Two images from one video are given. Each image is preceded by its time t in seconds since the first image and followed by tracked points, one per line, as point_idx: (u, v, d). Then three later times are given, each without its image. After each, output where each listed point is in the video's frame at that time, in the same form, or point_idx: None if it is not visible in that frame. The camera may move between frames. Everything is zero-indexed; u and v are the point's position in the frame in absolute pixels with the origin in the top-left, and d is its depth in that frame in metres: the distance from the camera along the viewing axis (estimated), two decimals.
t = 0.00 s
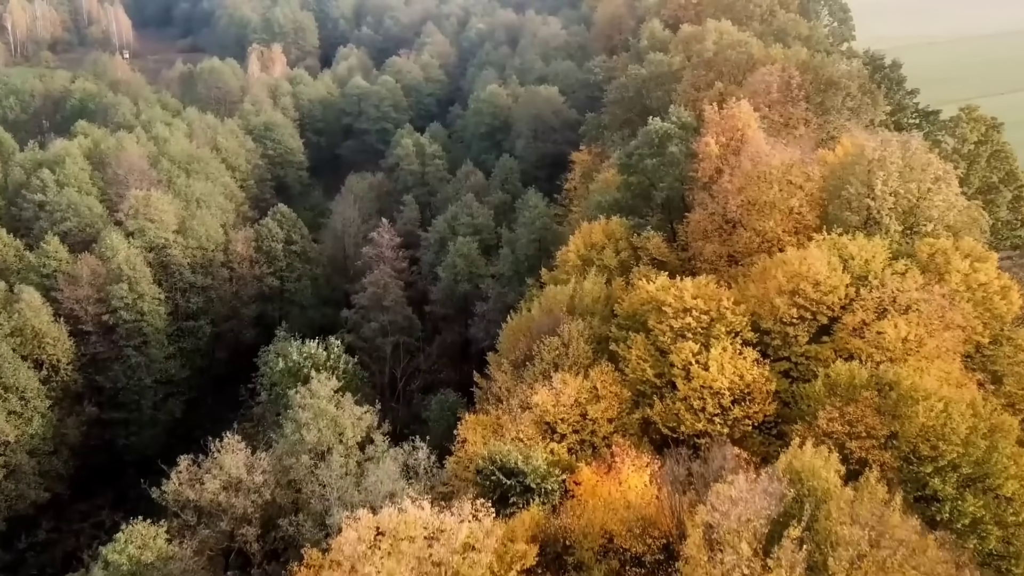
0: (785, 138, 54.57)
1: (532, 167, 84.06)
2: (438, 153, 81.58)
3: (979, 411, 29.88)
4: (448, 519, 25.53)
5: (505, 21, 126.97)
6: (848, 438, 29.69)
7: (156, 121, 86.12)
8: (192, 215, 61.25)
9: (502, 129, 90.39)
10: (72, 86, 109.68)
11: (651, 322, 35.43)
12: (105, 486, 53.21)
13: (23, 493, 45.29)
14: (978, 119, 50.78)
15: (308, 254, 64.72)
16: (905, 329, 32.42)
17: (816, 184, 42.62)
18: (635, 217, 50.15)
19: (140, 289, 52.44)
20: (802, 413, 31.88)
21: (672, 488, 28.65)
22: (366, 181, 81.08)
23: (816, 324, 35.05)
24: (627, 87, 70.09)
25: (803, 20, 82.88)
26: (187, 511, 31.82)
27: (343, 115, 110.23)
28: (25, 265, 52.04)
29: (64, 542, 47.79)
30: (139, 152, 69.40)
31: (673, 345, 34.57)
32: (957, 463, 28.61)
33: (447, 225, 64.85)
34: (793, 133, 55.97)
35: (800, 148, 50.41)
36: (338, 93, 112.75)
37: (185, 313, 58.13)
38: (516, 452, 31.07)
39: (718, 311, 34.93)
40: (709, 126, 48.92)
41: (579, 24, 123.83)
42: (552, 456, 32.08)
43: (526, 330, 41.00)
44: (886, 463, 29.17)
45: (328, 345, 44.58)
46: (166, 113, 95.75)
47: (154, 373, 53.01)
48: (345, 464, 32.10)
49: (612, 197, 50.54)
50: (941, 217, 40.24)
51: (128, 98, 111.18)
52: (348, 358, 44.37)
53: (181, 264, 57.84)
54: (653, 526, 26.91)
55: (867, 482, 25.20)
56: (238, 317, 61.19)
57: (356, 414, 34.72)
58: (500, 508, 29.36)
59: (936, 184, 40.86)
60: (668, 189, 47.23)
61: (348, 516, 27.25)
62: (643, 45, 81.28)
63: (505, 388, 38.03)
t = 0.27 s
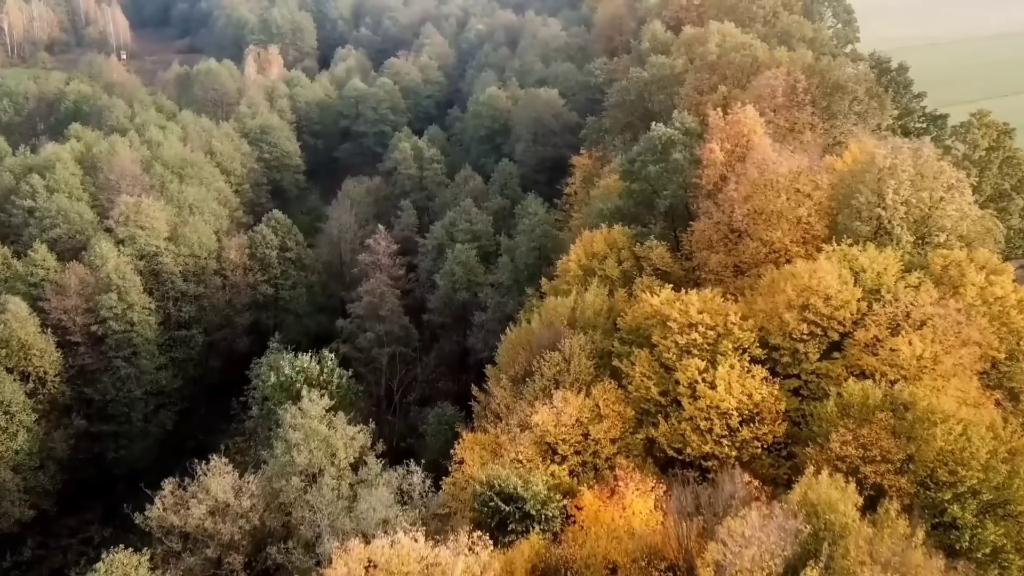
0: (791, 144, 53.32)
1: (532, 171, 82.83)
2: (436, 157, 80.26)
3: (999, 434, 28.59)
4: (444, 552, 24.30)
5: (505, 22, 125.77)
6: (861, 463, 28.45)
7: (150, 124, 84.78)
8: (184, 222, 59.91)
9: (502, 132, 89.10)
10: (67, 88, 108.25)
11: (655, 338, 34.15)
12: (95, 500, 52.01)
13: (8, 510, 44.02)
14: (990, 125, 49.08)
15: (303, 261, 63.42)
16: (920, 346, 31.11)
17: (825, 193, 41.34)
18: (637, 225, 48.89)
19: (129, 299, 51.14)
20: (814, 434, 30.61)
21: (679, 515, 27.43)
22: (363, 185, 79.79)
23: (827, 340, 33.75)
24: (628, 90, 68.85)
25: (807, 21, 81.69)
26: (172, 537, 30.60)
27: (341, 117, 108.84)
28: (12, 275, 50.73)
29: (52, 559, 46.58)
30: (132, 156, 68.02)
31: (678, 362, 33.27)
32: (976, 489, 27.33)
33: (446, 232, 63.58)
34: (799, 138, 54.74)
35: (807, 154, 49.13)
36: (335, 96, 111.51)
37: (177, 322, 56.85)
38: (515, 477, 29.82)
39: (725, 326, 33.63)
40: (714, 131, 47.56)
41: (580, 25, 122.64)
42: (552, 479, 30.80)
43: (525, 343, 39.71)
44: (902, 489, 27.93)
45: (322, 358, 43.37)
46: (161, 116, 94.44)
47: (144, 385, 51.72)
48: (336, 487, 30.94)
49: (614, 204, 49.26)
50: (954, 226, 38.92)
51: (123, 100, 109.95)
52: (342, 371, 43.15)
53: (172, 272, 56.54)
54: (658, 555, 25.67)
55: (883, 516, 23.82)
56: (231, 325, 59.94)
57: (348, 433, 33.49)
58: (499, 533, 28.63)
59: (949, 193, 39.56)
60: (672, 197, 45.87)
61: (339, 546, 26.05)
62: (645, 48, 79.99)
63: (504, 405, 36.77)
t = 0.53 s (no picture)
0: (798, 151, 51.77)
1: (531, 176, 81.39)
2: (434, 162, 78.76)
3: None
4: None
5: (504, 23, 124.34)
6: (879, 494, 26.93)
7: (143, 128, 83.24)
8: (175, 230, 58.34)
9: (501, 136, 87.56)
10: (60, 90, 106.68)
11: (660, 357, 32.69)
12: (81, 517, 50.55)
13: None
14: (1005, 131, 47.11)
15: (297, 270, 61.91)
16: (940, 368, 29.53)
17: (836, 204, 39.88)
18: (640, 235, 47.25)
19: (116, 311, 49.65)
20: (829, 461, 29.07)
21: (688, 553, 26.03)
22: (359, 190, 78.24)
23: (841, 359, 32.21)
24: (630, 94, 67.36)
25: (812, 23, 80.28)
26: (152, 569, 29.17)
27: (338, 120, 107.33)
28: None
29: None
30: (122, 161, 66.44)
31: (685, 383, 31.77)
32: (1002, 523, 25.75)
33: (443, 240, 62.04)
34: (806, 144, 53.22)
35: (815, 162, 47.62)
36: (333, 99, 110.00)
37: (167, 333, 55.40)
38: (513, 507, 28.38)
39: (734, 345, 32.13)
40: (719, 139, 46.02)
41: (580, 26, 121.20)
42: (553, 509, 29.30)
43: (525, 360, 38.25)
44: (923, 522, 26.41)
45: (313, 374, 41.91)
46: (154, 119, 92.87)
47: (132, 399, 50.23)
48: (324, 517, 29.62)
49: (616, 214, 47.65)
50: (971, 239, 37.38)
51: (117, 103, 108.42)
52: (334, 389, 41.70)
53: (162, 282, 54.99)
54: None
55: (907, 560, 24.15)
56: (222, 335, 58.49)
57: (337, 458, 32.06)
58: (499, 566, 27.32)
59: (965, 204, 38.01)
60: (676, 207, 44.31)
61: None
62: (647, 50, 78.45)
63: (502, 426, 35.30)
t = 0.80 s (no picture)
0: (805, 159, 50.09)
1: (531, 181, 79.95)
2: (432, 166, 77.29)
3: None
4: None
5: (504, 24, 122.74)
6: (900, 528, 25.40)
7: (135, 132, 81.74)
8: (164, 238, 56.80)
9: (500, 140, 86.04)
10: (53, 92, 105.17)
11: (666, 379, 31.21)
12: (66, 535, 49.15)
13: None
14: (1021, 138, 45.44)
15: (291, 279, 60.45)
16: (962, 392, 27.98)
17: (847, 215, 38.38)
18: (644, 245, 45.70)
19: (102, 324, 48.16)
20: (845, 491, 27.55)
21: None
22: (356, 196, 76.75)
23: (856, 382, 30.69)
24: (632, 98, 65.81)
25: (817, 25, 78.79)
26: None
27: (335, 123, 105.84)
28: None
29: None
30: (112, 167, 64.95)
31: (692, 407, 30.27)
32: None
33: (441, 247, 60.59)
34: (814, 150, 51.40)
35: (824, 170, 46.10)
36: (329, 101, 108.47)
37: (156, 345, 53.88)
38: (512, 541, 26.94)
39: (744, 367, 30.62)
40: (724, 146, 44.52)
41: (581, 27, 119.68)
42: (554, 542, 27.77)
43: (525, 379, 36.79)
44: (946, 559, 24.86)
45: (304, 392, 40.57)
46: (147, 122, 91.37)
47: (119, 415, 48.78)
48: (312, 550, 28.33)
49: (619, 223, 46.14)
50: (990, 252, 35.83)
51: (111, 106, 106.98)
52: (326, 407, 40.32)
53: (150, 293, 53.49)
54: None
55: None
56: (214, 346, 57.12)
57: (327, 485, 30.83)
58: None
59: (984, 216, 36.48)
60: (681, 217, 42.78)
61: None
62: (649, 53, 76.90)
63: (500, 449, 33.83)
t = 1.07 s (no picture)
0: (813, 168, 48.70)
1: (531, 185, 78.70)
2: (430, 171, 75.97)
3: None
4: None
5: (503, 24, 121.46)
6: (920, 562, 24.02)
7: (128, 135, 80.37)
8: (155, 246, 55.38)
9: (500, 144, 84.68)
10: (46, 94, 103.78)
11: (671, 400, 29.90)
12: (54, 552, 47.89)
13: None
14: None
15: (285, 287, 59.10)
16: (983, 416, 26.63)
17: (858, 226, 37.06)
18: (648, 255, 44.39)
19: (90, 336, 46.86)
20: (861, 521, 26.20)
21: None
22: (352, 201, 75.40)
23: (870, 403, 29.35)
24: (633, 102, 64.48)
25: (822, 27, 77.57)
26: None
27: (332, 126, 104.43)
28: None
29: None
30: (103, 172, 63.60)
31: (700, 429, 28.94)
32: None
33: (438, 255, 59.32)
34: (821, 156, 50.04)
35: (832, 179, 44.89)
36: (326, 104, 107.15)
37: (146, 356, 52.52)
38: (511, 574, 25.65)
39: (753, 387, 29.29)
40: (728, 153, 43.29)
41: (581, 28, 118.45)
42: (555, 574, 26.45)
43: (524, 397, 35.50)
44: None
45: (296, 409, 39.47)
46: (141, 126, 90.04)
47: (107, 429, 47.45)
48: None
49: (621, 232, 44.82)
50: (1008, 265, 34.49)
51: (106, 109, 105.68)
52: (318, 424, 39.10)
53: (140, 302, 52.07)
54: None
55: None
56: (206, 356, 55.72)
57: (318, 513, 30.10)
58: None
59: (1000, 227, 35.17)
60: (685, 227, 41.43)
61: None
62: (651, 55, 75.59)
63: (499, 470, 32.47)
